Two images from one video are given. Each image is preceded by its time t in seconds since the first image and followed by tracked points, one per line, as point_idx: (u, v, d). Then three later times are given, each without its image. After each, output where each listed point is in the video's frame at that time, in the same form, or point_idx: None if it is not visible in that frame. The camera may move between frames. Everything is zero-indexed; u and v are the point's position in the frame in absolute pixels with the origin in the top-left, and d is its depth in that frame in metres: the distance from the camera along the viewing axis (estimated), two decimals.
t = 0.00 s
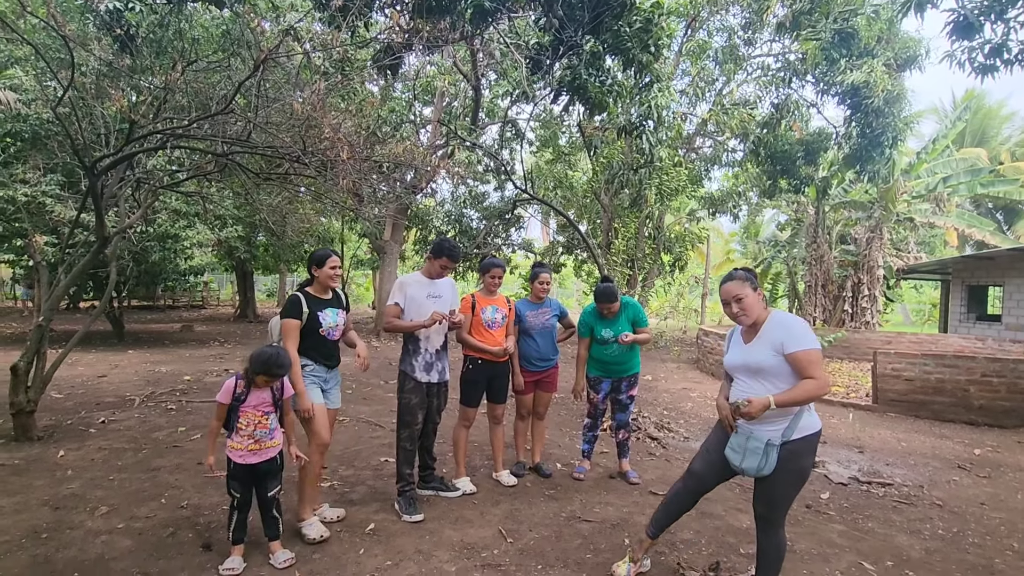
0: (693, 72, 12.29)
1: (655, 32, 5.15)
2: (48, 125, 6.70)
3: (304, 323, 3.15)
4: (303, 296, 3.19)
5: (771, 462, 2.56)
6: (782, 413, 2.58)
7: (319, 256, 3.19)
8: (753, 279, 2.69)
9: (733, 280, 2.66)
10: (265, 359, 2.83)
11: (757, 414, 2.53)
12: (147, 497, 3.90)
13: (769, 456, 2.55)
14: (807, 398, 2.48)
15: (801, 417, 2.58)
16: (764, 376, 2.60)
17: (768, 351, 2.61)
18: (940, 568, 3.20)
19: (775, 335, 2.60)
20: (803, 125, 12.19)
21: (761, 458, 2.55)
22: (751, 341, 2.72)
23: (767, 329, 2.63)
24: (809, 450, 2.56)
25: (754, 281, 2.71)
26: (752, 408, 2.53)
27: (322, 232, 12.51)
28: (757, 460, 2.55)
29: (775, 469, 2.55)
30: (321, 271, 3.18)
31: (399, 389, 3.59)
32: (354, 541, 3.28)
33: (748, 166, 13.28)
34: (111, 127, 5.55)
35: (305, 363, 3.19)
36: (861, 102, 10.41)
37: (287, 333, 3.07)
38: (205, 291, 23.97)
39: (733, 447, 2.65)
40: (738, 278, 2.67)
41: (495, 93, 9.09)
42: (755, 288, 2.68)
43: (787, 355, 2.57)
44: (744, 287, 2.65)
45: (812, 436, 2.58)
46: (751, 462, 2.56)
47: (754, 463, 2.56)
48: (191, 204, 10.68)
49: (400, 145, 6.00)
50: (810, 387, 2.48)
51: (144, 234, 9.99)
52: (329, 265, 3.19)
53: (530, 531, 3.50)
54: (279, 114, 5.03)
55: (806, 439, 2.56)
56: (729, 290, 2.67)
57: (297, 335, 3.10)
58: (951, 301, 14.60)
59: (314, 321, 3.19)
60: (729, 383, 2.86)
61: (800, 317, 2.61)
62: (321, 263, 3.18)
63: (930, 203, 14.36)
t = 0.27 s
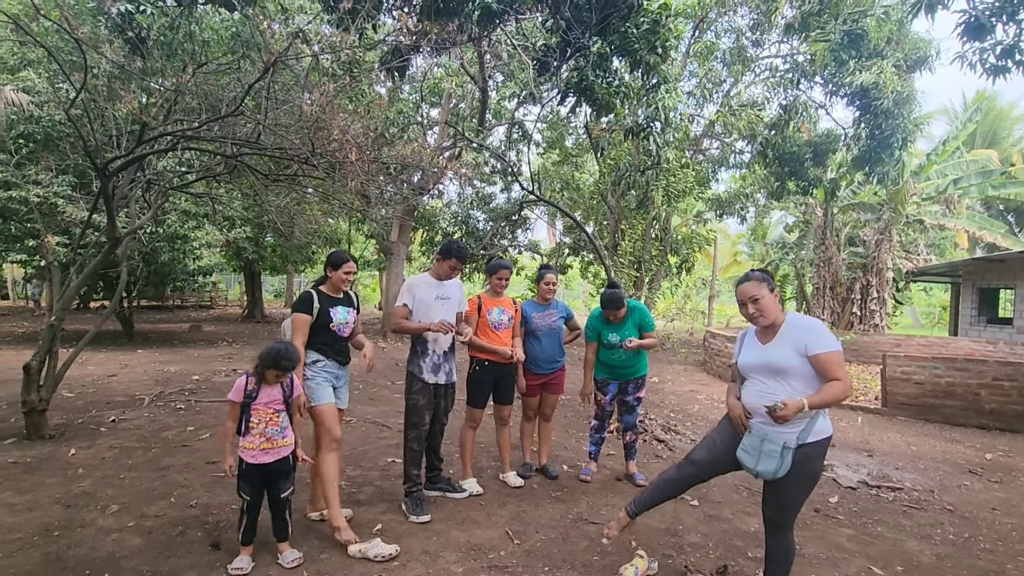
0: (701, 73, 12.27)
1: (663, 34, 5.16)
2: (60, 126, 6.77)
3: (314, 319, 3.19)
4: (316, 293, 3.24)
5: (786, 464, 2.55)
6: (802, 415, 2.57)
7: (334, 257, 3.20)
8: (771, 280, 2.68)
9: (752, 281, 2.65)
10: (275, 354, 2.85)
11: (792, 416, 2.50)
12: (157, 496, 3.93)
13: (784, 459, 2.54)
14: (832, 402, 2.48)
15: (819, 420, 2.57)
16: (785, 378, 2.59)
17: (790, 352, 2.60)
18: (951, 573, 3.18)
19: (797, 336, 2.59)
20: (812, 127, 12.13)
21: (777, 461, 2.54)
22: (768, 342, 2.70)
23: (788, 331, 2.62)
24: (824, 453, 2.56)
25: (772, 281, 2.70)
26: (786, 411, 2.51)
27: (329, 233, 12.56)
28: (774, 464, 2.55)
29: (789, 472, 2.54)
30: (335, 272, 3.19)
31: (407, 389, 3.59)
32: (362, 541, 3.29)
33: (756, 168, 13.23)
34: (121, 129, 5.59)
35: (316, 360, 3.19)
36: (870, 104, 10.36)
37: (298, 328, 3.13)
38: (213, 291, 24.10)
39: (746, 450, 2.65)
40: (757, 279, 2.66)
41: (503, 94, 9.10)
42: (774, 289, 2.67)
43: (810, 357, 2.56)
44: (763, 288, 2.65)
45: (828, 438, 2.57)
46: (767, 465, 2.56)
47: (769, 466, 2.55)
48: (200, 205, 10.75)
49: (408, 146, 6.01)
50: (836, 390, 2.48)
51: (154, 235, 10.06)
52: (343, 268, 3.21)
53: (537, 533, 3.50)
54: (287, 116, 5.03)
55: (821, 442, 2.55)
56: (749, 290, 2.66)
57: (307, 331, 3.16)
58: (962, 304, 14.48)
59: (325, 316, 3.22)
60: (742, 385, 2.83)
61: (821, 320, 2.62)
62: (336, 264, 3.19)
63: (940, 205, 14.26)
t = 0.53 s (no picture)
0: (706, 76, 12.27)
1: (669, 36, 5.18)
2: (69, 128, 6.81)
3: (329, 322, 3.17)
4: (329, 297, 3.21)
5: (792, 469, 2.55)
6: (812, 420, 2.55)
7: (350, 266, 3.16)
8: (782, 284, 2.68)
9: (761, 285, 2.66)
10: (285, 355, 2.86)
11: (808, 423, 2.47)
12: (163, 498, 3.94)
13: (791, 464, 2.53)
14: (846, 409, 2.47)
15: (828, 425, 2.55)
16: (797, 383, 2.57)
17: (803, 357, 2.58)
18: None
19: (810, 341, 2.58)
20: (818, 129, 12.10)
21: (783, 466, 2.53)
22: (778, 346, 2.68)
23: (799, 336, 2.61)
24: (831, 458, 2.54)
25: (781, 288, 2.68)
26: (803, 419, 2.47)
27: (335, 234, 12.59)
28: (780, 469, 2.54)
29: (795, 477, 2.53)
30: (349, 280, 3.16)
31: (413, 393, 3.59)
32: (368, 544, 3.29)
33: (762, 170, 13.20)
34: (131, 131, 5.63)
35: (326, 363, 3.19)
36: (877, 106, 10.32)
37: (313, 332, 3.10)
38: (218, 292, 24.18)
39: (753, 454, 2.65)
40: (767, 283, 2.66)
41: (508, 97, 9.11)
42: (784, 293, 2.67)
43: (823, 363, 2.55)
44: (773, 292, 2.65)
45: (836, 443, 2.56)
46: (774, 470, 2.56)
47: (776, 471, 2.55)
48: (207, 206, 10.80)
49: (414, 149, 6.02)
50: (850, 397, 2.47)
51: (161, 236, 10.11)
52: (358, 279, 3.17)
53: (543, 537, 3.49)
54: (294, 118, 5.06)
55: (829, 447, 2.54)
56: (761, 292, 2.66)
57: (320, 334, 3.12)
58: (969, 308, 14.40)
59: (339, 321, 3.22)
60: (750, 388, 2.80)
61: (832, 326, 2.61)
62: (351, 272, 3.15)
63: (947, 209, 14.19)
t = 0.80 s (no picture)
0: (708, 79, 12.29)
1: (672, 39, 5.21)
2: (72, 130, 6.80)
3: (334, 329, 3.15)
4: (334, 302, 3.18)
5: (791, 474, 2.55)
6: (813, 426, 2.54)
7: (356, 271, 3.13)
8: (791, 288, 2.63)
9: (761, 288, 2.65)
10: (287, 353, 2.91)
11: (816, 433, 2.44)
12: (166, 500, 3.93)
13: (789, 469, 2.53)
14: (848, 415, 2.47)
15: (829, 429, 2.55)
16: (799, 389, 2.56)
17: (804, 362, 2.58)
18: None
19: (810, 346, 2.57)
20: (820, 133, 12.11)
21: (782, 471, 2.54)
22: (779, 351, 2.68)
23: (800, 342, 2.61)
24: (832, 463, 2.53)
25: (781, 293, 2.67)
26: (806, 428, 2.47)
27: (336, 236, 12.59)
28: (778, 474, 2.55)
29: (792, 483, 2.53)
30: (355, 285, 3.13)
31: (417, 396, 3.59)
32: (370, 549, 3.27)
33: (763, 174, 13.19)
34: (134, 133, 5.65)
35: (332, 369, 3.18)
36: (879, 110, 10.33)
37: (318, 338, 3.07)
38: (219, 293, 24.18)
39: (751, 459, 2.66)
40: (770, 286, 2.63)
41: (510, 100, 9.12)
42: (787, 298, 2.63)
43: (823, 369, 2.54)
44: (775, 296, 2.62)
45: (837, 448, 2.55)
46: (772, 474, 2.57)
47: (774, 476, 2.56)
48: (209, 208, 10.81)
49: (416, 152, 6.03)
50: (852, 403, 2.46)
51: (164, 238, 10.12)
52: (363, 284, 3.14)
53: (546, 541, 3.48)
54: (298, 121, 5.06)
55: (829, 452, 2.53)
56: (760, 296, 2.66)
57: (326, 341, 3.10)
58: (970, 312, 14.38)
59: (344, 327, 3.20)
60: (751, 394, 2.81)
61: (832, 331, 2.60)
62: (357, 278, 3.13)
63: (949, 212, 14.18)
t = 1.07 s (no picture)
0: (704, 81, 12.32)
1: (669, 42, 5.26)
2: (68, 130, 6.79)
3: (338, 336, 3.13)
4: (337, 308, 3.15)
5: (762, 470, 2.59)
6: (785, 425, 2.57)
7: (359, 274, 3.11)
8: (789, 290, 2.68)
9: (759, 285, 2.71)
10: (285, 353, 2.89)
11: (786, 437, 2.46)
12: (162, 502, 3.92)
13: (759, 465, 2.58)
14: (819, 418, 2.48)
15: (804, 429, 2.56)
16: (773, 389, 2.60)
17: (781, 363, 2.61)
18: None
19: (789, 349, 2.59)
20: (816, 135, 12.14)
21: (751, 467, 2.59)
22: (762, 350, 2.73)
23: (780, 343, 2.64)
24: (806, 461, 2.54)
25: (767, 296, 2.69)
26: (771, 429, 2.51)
27: (333, 237, 12.58)
28: (748, 469, 2.60)
29: (763, 479, 2.57)
30: (357, 288, 3.12)
31: (417, 398, 3.59)
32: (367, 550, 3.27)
33: (759, 175, 13.20)
34: (131, 134, 5.63)
35: (340, 378, 3.16)
36: (875, 112, 10.37)
37: (320, 347, 3.06)
38: (215, 294, 24.12)
39: (726, 454, 2.71)
40: (766, 284, 2.70)
41: (507, 101, 9.12)
42: (782, 298, 2.69)
43: (800, 371, 2.56)
44: (767, 295, 2.69)
45: (812, 448, 2.55)
46: (741, 470, 2.61)
47: (743, 471, 2.61)
48: (205, 209, 10.80)
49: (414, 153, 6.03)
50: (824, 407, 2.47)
51: (160, 239, 10.09)
52: (365, 286, 3.12)
53: (544, 543, 3.48)
54: (295, 122, 5.03)
55: (801, 450, 2.54)
56: (756, 293, 2.72)
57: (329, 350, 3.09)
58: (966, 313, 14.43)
59: (349, 333, 3.18)
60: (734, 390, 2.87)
61: (815, 335, 2.59)
62: (361, 281, 3.11)
63: (945, 214, 14.23)
